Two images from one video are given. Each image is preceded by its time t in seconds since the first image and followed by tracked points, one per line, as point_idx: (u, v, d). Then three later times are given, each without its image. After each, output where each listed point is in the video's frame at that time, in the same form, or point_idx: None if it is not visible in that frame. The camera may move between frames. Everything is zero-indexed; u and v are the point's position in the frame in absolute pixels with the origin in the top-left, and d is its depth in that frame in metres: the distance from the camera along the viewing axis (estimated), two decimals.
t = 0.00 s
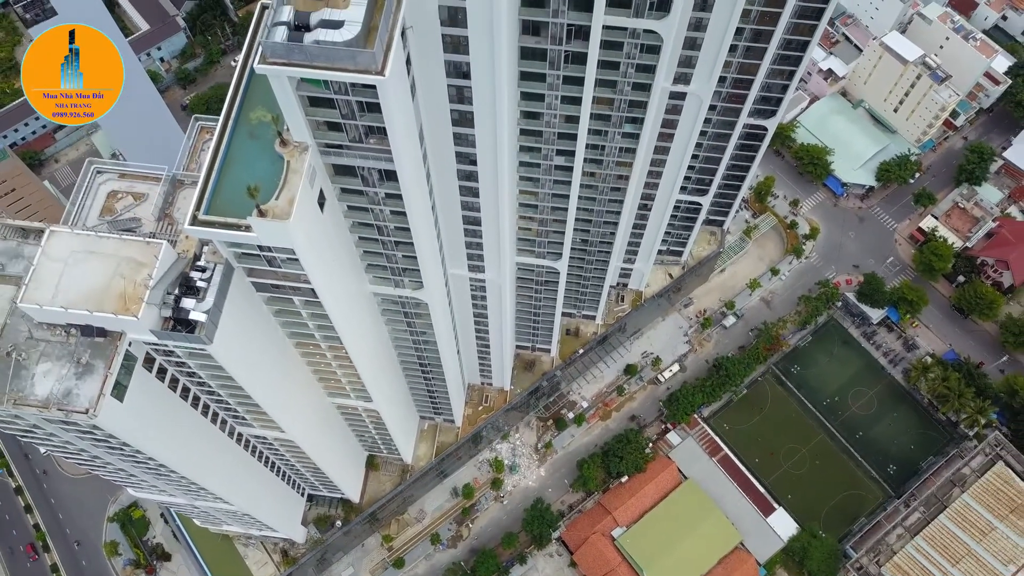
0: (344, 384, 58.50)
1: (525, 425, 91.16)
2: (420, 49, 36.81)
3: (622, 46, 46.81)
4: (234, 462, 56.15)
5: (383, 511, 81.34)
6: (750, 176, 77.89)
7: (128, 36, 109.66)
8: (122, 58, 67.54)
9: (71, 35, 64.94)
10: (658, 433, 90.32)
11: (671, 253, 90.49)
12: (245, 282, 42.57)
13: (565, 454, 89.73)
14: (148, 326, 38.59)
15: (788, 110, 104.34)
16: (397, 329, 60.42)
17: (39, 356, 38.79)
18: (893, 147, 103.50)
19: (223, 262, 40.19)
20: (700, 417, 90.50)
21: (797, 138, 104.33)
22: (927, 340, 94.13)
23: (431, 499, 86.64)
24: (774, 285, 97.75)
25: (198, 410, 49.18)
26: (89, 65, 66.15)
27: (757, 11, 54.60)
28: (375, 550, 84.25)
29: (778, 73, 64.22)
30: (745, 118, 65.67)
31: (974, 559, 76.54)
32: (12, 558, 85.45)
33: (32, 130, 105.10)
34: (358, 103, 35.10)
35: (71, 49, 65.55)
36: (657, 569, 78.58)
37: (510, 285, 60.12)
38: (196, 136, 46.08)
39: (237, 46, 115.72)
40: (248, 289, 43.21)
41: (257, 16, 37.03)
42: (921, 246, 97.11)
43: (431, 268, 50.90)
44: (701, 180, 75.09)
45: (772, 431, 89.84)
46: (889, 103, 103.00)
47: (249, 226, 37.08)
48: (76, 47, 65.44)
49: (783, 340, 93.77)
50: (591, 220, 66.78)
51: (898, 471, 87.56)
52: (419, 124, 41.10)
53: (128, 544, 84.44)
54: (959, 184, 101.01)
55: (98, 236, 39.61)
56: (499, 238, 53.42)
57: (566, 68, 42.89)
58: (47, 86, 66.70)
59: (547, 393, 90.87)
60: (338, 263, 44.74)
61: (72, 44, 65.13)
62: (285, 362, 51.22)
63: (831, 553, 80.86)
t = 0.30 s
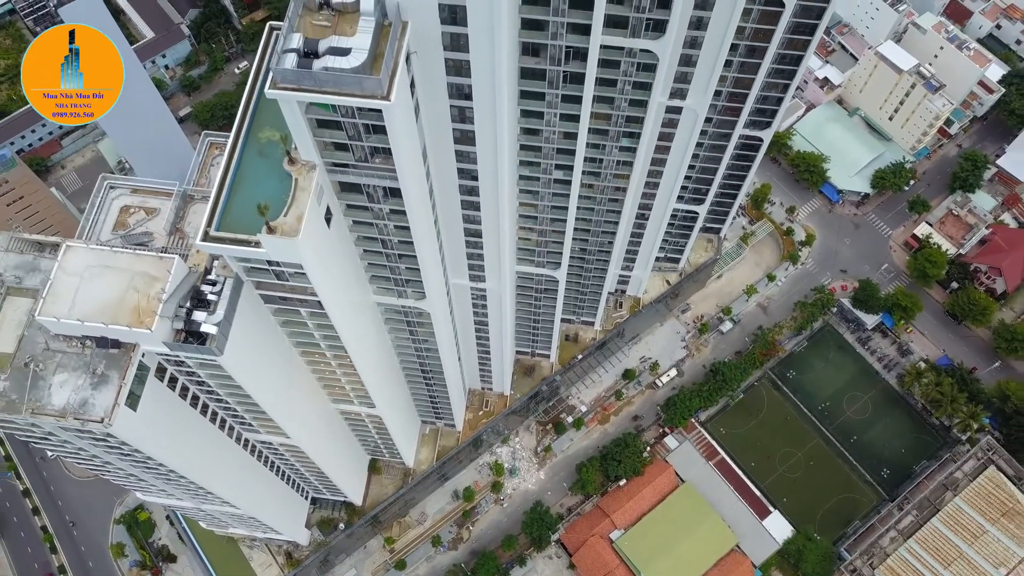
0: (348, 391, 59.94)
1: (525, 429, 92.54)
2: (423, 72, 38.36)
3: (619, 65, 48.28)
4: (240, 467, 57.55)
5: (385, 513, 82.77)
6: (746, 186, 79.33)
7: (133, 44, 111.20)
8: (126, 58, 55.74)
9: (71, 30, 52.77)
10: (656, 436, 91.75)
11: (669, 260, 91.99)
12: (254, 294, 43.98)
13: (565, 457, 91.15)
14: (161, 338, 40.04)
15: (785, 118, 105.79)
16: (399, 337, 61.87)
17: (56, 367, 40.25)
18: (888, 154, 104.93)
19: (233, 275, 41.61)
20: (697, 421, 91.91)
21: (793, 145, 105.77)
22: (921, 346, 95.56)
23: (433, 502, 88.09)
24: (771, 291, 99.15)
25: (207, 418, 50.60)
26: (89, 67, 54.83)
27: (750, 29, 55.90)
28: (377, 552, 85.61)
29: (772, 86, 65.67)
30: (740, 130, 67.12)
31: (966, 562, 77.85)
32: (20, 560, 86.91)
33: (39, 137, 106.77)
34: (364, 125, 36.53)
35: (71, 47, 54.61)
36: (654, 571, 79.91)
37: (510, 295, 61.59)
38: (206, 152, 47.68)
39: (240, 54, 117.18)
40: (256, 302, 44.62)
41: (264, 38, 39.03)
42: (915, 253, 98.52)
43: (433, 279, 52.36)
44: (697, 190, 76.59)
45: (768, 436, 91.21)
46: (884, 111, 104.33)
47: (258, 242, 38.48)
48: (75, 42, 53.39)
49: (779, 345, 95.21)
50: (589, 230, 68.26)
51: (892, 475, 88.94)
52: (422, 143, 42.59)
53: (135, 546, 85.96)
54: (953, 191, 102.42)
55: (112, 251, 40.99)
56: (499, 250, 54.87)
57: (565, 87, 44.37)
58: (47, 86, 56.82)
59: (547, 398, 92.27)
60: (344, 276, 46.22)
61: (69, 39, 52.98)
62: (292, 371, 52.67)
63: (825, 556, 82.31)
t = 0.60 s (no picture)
0: (351, 396, 61.16)
1: (525, 432, 93.87)
2: (427, 90, 39.66)
3: (617, 79, 49.58)
4: (247, 470, 58.79)
5: (387, 515, 84.09)
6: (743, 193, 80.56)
7: (138, 50, 112.46)
8: (127, 58, 53.56)
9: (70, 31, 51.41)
10: (655, 439, 92.95)
11: (667, 265, 93.27)
12: (261, 304, 45.19)
13: (564, 459, 92.45)
14: (173, 347, 41.33)
15: (783, 124, 107.03)
16: (402, 342, 63.11)
17: (71, 375, 41.57)
18: (884, 160, 106.18)
19: (242, 286, 42.86)
20: (695, 424, 93.20)
21: (791, 151, 107.02)
22: (916, 350, 96.82)
23: (434, 503, 89.44)
24: (768, 295, 100.43)
25: (215, 423, 51.83)
26: (89, 67, 53.44)
27: (746, 42, 56.93)
28: (379, 552, 86.99)
29: (768, 97, 66.89)
30: (737, 139, 68.34)
31: (959, 563, 79.00)
32: (28, 560, 88.29)
33: (45, 141, 108.12)
34: (370, 143, 37.77)
35: (71, 48, 53.48)
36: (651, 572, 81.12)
37: (511, 302, 62.89)
38: (214, 164, 48.67)
39: (244, 59, 118.61)
40: (264, 311, 45.88)
41: (273, 54, 41.55)
42: (910, 257, 99.73)
43: (436, 288, 53.63)
44: (695, 198, 77.91)
45: (764, 438, 92.47)
46: (881, 117, 105.54)
47: (267, 255, 39.67)
48: (74, 41, 52.02)
49: (776, 349, 96.48)
50: (588, 238, 69.54)
51: (887, 477, 90.25)
52: (425, 158, 43.88)
53: (141, 546, 87.32)
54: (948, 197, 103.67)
55: (125, 263, 42.26)
56: (500, 258, 56.11)
57: (564, 102, 45.67)
58: (48, 85, 56.32)
59: (546, 401, 93.56)
60: (349, 285, 47.50)
61: (69, 39, 51.76)
62: (297, 377, 53.90)
63: (821, 557, 83.62)
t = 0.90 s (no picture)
0: (355, 401, 62.51)
1: (525, 435, 95.27)
2: (430, 110, 41.12)
3: (614, 95, 50.99)
4: (253, 475, 60.15)
5: (389, 518, 85.47)
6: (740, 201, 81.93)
7: (143, 58, 113.86)
8: (125, 65, 73.93)
9: (72, 33, 71.25)
10: (653, 443, 94.28)
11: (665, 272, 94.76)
12: (269, 315, 46.54)
13: (564, 462, 93.89)
14: (184, 357, 42.74)
15: (779, 132, 108.44)
16: (405, 349, 64.47)
17: (86, 384, 42.99)
18: (880, 167, 107.59)
19: (251, 298, 44.23)
20: (692, 428, 94.58)
21: (787, 158, 108.40)
22: (911, 355, 98.25)
23: (435, 506, 90.79)
24: (765, 301, 101.84)
25: (223, 429, 53.20)
26: (88, 71, 73.90)
27: (741, 57, 58.34)
28: (381, 554, 88.37)
29: (763, 108, 68.21)
30: (733, 150, 69.70)
31: (952, 566, 80.05)
32: (36, 561, 89.76)
33: (51, 148, 109.58)
34: (376, 162, 39.15)
35: (71, 49, 72.78)
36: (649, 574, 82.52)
37: (511, 310, 64.26)
38: (223, 178, 50.16)
39: (248, 66, 119.91)
40: (272, 322, 47.24)
41: (281, 73, 43.09)
42: (905, 263, 101.09)
43: (438, 297, 55.04)
44: (692, 207, 79.44)
45: (761, 442, 93.90)
46: (876, 125, 106.95)
47: (276, 269, 41.02)
48: (74, 43, 71.97)
49: (772, 354, 97.88)
50: (587, 247, 70.95)
51: (881, 480, 91.67)
52: (429, 174, 45.28)
53: (147, 548, 88.73)
54: (943, 204, 105.05)
55: (138, 276, 43.69)
56: (501, 268, 57.48)
57: (563, 119, 47.06)
58: (48, 86, 76.50)
59: (546, 405, 94.99)
60: (355, 296, 48.94)
61: (71, 42, 71.84)
62: (303, 385, 55.32)
63: (816, 559, 84.93)
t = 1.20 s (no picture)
0: (358, 406, 63.70)
1: (525, 438, 96.56)
2: (433, 126, 42.39)
3: (612, 108, 52.21)
4: (258, 478, 61.35)
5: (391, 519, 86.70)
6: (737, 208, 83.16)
7: (148, 64, 115.17)
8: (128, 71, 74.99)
9: (73, 33, 70.67)
10: (651, 445, 95.47)
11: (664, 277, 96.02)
12: (276, 324, 47.77)
13: (563, 465, 95.16)
14: (193, 365, 44.01)
15: (777, 137, 109.67)
16: (407, 355, 65.64)
17: (98, 392, 44.25)
18: (876, 173, 108.81)
19: (259, 308, 45.45)
20: (690, 431, 95.78)
21: (785, 164, 109.61)
22: (906, 359, 99.49)
23: (437, 507, 92.07)
24: (762, 305, 103.09)
25: (230, 434, 54.41)
26: (89, 69, 73.28)
27: (737, 70, 59.55)
28: (383, 555, 89.60)
29: (759, 119, 69.47)
30: (729, 159, 70.88)
31: (946, 567, 81.16)
32: (43, 561, 91.05)
33: (57, 153, 110.98)
34: (380, 177, 40.36)
35: (70, 48, 72.12)
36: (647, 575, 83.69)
37: (511, 316, 65.48)
38: (231, 189, 51.43)
39: (252, 72, 121.61)
40: (278, 330, 48.45)
41: (287, 89, 44.41)
42: (901, 268, 102.28)
43: (440, 305, 56.26)
44: (690, 214, 80.77)
45: (758, 445, 95.11)
46: (873, 131, 108.13)
47: (283, 280, 42.20)
48: (75, 43, 71.45)
49: (769, 358, 99.07)
50: (586, 254, 72.16)
51: (876, 483, 92.90)
52: (431, 187, 46.52)
53: (152, 549, 89.95)
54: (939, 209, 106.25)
55: (149, 286, 44.93)
56: (501, 276, 58.69)
57: (562, 133, 48.27)
58: (47, 87, 75.59)
59: (546, 408, 96.35)
60: (359, 304, 50.19)
61: (71, 41, 71.20)
62: (308, 390, 56.55)
63: (811, 561, 86.17)
